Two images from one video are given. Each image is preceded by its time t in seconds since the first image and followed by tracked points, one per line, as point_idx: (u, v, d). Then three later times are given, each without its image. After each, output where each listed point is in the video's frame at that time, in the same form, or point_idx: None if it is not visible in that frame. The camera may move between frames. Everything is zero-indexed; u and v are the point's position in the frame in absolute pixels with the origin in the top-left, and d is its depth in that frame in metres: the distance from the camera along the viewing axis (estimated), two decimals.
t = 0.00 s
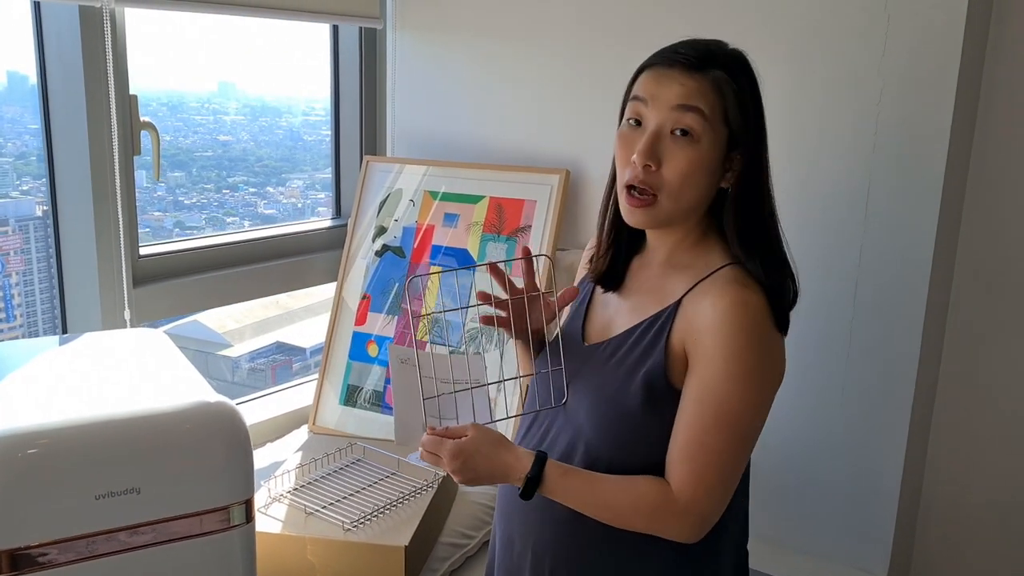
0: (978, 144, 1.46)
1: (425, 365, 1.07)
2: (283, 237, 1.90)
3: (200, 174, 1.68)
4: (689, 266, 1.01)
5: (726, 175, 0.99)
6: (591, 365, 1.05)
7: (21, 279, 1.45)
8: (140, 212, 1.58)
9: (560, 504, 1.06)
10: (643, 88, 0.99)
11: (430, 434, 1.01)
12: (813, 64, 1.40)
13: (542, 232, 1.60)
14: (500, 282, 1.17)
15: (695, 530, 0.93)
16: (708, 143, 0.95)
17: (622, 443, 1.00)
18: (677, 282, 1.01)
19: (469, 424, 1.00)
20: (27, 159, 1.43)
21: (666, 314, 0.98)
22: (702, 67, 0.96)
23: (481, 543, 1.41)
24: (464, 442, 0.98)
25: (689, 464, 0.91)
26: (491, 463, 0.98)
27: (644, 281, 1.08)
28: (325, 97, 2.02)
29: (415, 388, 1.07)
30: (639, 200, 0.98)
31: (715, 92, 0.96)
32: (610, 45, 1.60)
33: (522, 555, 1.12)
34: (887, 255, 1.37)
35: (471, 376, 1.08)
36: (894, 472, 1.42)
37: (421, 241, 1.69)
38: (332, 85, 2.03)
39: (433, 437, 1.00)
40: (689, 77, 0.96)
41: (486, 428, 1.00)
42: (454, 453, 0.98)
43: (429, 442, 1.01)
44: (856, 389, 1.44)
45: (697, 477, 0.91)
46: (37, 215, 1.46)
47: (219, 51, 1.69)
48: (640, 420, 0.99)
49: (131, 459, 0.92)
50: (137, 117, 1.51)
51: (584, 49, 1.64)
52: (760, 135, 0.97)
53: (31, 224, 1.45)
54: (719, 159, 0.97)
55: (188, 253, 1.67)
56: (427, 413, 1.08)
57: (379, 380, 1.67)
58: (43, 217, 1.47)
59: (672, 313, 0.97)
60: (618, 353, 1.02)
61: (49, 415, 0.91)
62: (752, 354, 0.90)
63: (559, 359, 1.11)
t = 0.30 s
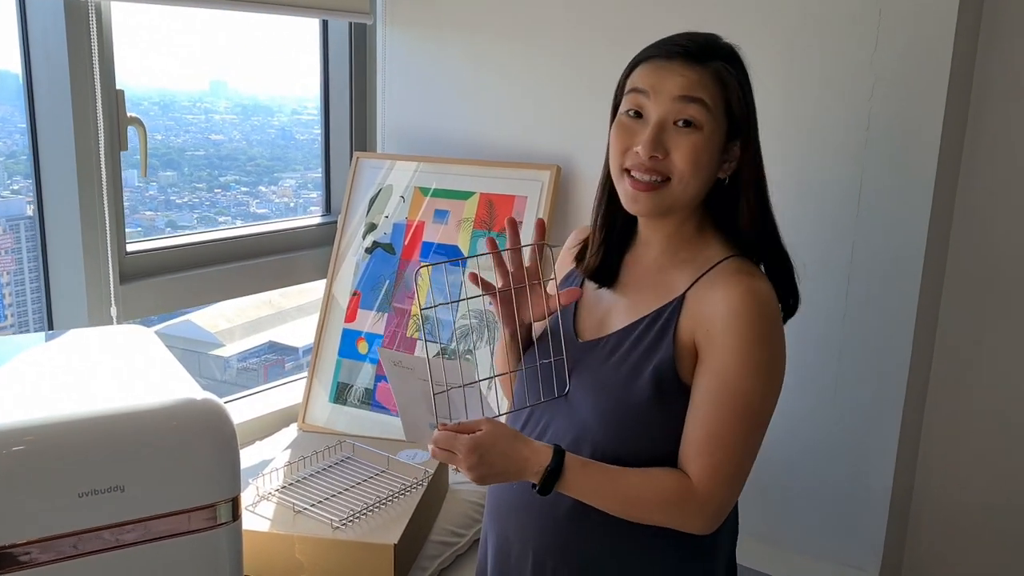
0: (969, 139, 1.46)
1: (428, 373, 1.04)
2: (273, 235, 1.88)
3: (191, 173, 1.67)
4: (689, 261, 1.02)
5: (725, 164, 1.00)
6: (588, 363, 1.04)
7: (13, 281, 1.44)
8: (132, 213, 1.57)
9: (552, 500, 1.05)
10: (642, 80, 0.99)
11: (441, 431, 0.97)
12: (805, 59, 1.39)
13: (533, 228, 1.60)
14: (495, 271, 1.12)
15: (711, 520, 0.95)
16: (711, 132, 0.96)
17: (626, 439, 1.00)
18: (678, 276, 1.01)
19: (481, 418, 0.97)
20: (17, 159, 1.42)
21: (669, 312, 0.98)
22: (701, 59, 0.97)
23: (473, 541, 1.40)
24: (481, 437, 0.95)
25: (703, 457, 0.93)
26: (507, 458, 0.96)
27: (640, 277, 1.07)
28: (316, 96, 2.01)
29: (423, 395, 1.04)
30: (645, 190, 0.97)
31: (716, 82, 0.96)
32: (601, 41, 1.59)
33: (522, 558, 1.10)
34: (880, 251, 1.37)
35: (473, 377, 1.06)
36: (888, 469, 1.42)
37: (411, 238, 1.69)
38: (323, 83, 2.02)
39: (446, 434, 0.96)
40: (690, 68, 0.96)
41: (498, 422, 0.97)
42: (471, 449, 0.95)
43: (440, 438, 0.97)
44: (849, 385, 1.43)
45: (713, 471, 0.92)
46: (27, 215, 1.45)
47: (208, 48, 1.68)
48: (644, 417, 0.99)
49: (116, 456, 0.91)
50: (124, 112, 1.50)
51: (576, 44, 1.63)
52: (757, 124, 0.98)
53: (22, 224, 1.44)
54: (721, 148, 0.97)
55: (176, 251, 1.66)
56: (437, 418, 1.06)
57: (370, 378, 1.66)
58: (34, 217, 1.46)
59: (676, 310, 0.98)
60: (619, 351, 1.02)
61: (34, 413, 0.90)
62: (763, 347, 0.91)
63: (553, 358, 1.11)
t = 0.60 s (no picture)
0: (963, 133, 1.46)
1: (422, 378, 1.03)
2: (266, 231, 1.87)
3: (183, 172, 1.66)
4: (686, 250, 1.01)
5: (719, 155, 0.99)
6: (585, 354, 1.04)
7: (3, 279, 1.43)
8: (123, 211, 1.57)
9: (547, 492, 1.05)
10: (633, 76, 0.98)
11: (437, 433, 0.99)
12: (800, 52, 1.39)
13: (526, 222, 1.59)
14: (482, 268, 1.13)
15: (711, 510, 0.94)
16: (705, 126, 0.95)
17: (625, 429, 0.99)
18: (676, 266, 1.01)
19: (477, 420, 0.99)
20: (7, 157, 1.42)
21: (667, 300, 0.98)
22: (691, 52, 0.96)
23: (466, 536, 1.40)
24: (474, 440, 0.97)
25: (702, 447, 0.92)
26: (502, 459, 0.97)
27: (636, 268, 1.06)
28: (308, 94, 2.00)
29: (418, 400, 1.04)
30: (642, 188, 0.97)
31: (708, 76, 0.95)
32: (596, 35, 1.59)
33: (517, 554, 1.09)
34: (875, 243, 1.37)
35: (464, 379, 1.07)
36: (883, 462, 1.42)
37: (404, 233, 1.68)
38: (316, 81, 2.01)
39: (442, 436, 0.99)
40: (681, 62, 0.95)
41: (494, 424, 0.99)
42: (465, 452, 0.96)
43: (437, 440, 0.99)
44: (843, 379, 1.43)
45: (711, 461, 0.92)
46: (19, 214, 1.44)
47: (201, 44, 1.67)
48: (644, 407, 0.98)
49: (107, 449, 0.90)
50: (114, 105, 1.48)
51: (571, 38, 1.62)
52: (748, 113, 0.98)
53: (12, 223, 1.43)
54: (714, 141, 0.97)
55: (167, 246, 1.65)
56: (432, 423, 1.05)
57: (363, 373, 1.65)
58: (25, 216, 1.45)
59: (674, 298, 0.97)
60: (617, 341, 1.01)
61: (24, 406, 0.89)
62: (762, 334, 0.90)
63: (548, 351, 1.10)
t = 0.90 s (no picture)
0: (954, 125, 1.47)
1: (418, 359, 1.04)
2: (261, 228, 1.87)
3: (178, 172, 1.67)
4: (681, 240, 1.01)
5: (714, 144, 1.00)
6: (580, 346, 1.04)
7: None
8: (117, 211, 1.57)
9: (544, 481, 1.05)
10: (628, 62, 0.99)
11: (432, 423, 1.00)
12: (793, 44, 1.40)
13: (521, 215, 1.60)
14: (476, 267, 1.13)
15: (707, 499, 0.95)
16: (699, 113, 0.96)
17: (621, 419, 0.99)
18: (671, 256, 1.01)
19: (472, 410, 0.99)
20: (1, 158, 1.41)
21: (662, 290, 0.98)
22: (686, 39, 0.97)
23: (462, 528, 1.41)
24: (470, 429, 0.97)
25: (698, 436, 0.93)
26: (497, 449, 0.98)
27: (631, 259, 1.07)
28: (303, 94, 2.00)
29: (413, 383, 1.04)
30: (633, 174, 0.97)
31: (702, 62, 0.96)
32: (590, 28, 1.59)
33: (513, 545, 1.09)
34: (870, 233, 1.37)
35: (462, 366, 1.05)
36: (877, 452, 1.42)
37: (399, 228, 1.68)
38: (309, 81, 2.01)
39: (436, 425, 0.99)
40: (676, 49, 0.96)
41: (489, 415, 0.99)
42: (460, 441, 0.97)
43: (432, 430, 0.99)
44: (838, 369, 1.44)
45: (707, 449, 0.92)
46: (13, 215, 1.44)
47: (195, 43, 1.67)
48: (639, 397, 0.98)
49: (103, 438, 0.90)
50: (109, 100, 1.48)
51: (565, 32, 1.63)
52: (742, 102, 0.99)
53: (6, 224, 1.43)
54: (708, 129, 0.97)
55: (163, 241, 1.65)
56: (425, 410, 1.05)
57: (359, 368, 1.66)
58: (19, 216, 1.45)
59: (669, 288, 0.97)
60: (612, 332, 1.01)
61: (20, 396, 0.89)
62: (756, 324, 0.91)
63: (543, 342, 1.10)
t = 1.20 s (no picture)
0: (947, 120, 1.48)
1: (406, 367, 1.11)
2: (257, 227, 1.88)
3: (174, 172, 1.67)
4: (675, 234, 1.02)
5: (700, 139, 1.00)
6: (574, 338, 1.04)
7: None
8: (113, 211, 1.57)
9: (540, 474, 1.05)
10: (604, 66, 0.99)
11: (431, 436, 0.98)
12: (785, 41, 1.41)
13: (517, 211, 1.60)
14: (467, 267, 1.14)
15: (711, 492, 0.95)
16: (676, 112, 0.96)
17: (617, 412, 1.00)
18: (665, 250, 1.01)
19: (471, 422, 0.98)
20: None
21: (655, 283, 0.98)
22: (660, 38, 0.96)
23: (458, 523, 1.41)
24: (471, 444, 0.96)
25: (698, 432, 0.93)
26: (499, 459, 0.97)
27: (626, 252, 1.07)
28: (299, 95, 2.01)
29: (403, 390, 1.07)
30: (613, 179, 0.98)
31: (676, 61, 0.96)
32: (584, 26, 1.60)
33: (508, 531, 1.10)
34: (864, 228, 1.38)
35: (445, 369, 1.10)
36: (872, 446, 1.43)
37: (396, 225, 1.68)
38: (305, 82, 2.02)
39: (437, 439, 0.98)
40: (649, 49, 0.96)
41: (489, 425, 0.98)
42: (462, 455, 0.96)
43: (432, 443, 0.98)
44: (832, 363, 1.45)
45: (707, 445, 0.93)
46: (7, 216, 1.44)
47: (191, 44, 1.67)
48: (632, 389, 0.99)
49: (99, 433, 0.90)
50: (104, 100, 1.49)
51: (559, 30, 1.63)
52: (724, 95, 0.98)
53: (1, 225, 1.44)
54: (689, 126, 0.97)
55: (159, 241, 1.65)
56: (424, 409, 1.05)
57: (356, 365, 1.66)
58: (14, 218, 1.45)
59: (662, 281, 0.98)
60: (606, 324, 1.01)
61: (16, 392, 0.89)
62: (752, 319, 0.92)
63: (537, 335, 1.09)
